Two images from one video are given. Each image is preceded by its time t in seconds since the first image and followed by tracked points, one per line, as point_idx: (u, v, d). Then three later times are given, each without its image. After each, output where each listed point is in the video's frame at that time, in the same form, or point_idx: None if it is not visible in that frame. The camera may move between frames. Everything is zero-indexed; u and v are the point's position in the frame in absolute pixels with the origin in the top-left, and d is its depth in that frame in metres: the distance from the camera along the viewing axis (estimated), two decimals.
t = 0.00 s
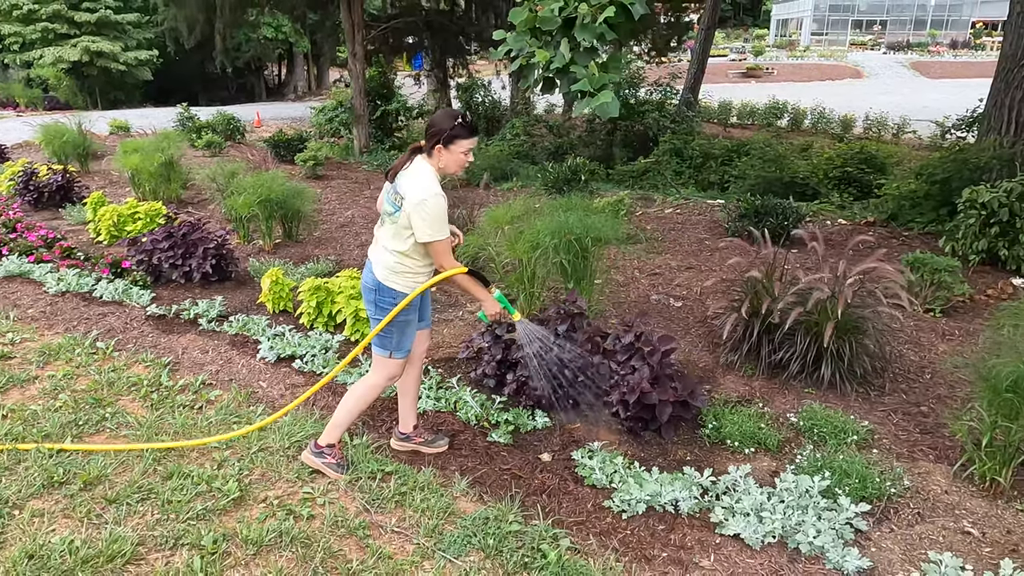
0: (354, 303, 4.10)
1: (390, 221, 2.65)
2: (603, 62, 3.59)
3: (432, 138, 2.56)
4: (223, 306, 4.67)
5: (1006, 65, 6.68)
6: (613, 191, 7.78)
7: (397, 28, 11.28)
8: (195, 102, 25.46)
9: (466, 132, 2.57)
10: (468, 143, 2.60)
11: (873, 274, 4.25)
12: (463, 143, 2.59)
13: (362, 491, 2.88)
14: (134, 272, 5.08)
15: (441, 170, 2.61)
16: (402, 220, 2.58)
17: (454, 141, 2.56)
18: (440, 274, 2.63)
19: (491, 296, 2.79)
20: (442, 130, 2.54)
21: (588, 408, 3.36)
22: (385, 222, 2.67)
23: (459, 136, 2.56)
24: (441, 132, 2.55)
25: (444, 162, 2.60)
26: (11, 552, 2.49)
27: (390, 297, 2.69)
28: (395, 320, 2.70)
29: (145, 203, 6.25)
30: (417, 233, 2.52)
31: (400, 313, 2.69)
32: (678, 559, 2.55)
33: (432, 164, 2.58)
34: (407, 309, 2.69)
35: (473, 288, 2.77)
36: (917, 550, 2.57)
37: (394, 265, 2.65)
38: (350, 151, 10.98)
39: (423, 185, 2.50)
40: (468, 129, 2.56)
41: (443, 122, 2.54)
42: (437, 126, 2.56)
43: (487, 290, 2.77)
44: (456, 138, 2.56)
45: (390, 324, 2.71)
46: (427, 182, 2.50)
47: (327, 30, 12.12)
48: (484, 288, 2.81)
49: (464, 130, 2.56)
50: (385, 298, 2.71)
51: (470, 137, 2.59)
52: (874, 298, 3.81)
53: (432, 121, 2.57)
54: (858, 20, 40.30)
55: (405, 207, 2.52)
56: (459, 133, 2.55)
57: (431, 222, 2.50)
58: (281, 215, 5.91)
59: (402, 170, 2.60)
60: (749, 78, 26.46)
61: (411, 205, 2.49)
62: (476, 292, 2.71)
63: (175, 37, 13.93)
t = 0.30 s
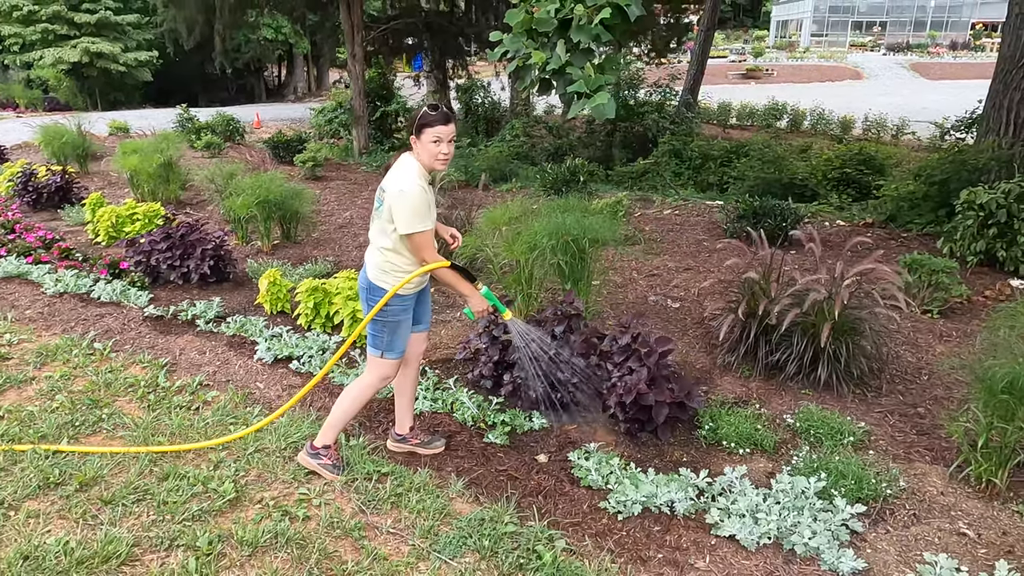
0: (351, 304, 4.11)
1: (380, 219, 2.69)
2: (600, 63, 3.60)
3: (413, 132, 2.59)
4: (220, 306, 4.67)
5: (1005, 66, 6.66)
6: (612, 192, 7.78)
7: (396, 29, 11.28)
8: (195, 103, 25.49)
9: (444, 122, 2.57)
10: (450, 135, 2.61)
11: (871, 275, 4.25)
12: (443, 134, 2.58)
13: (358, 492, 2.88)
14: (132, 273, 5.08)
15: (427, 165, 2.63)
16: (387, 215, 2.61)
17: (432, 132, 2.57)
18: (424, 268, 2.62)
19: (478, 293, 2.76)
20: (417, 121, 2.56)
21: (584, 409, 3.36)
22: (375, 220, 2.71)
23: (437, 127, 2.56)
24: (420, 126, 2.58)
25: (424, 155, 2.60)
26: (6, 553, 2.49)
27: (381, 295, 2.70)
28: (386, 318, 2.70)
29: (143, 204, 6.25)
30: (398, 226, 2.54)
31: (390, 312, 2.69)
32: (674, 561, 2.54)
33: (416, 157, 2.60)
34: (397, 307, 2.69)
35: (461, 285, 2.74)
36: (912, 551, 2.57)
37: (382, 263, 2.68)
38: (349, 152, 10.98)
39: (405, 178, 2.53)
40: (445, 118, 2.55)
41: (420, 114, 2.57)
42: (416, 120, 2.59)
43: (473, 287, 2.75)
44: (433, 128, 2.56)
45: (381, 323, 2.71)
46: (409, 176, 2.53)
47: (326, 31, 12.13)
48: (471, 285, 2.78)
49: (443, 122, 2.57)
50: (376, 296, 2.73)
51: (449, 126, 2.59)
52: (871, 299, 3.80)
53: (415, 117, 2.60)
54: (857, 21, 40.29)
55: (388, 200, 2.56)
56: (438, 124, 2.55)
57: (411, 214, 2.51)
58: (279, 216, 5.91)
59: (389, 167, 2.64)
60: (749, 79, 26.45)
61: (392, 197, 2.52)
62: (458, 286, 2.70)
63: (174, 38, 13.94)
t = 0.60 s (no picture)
0: (349, 306, 4.13)
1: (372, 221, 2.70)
2: (597, 65, 3.60)
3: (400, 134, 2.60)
4: (219, 308, 4.67)
5: (1004, 67, 6.65)
6: (611, 193, 7.78)
7: (395, 30, 11.28)
8: (195, 103, 25.50)
9: (429, 122, 2.57)
10: (438, 136, 2.60)
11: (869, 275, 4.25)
12: (428, 133, 2.58)
13: (355, 493, 2.88)
14: (130, 275, 5.08)
15: (417, 167, 2.63)
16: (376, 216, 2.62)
17: (417, 133, 2.57)
18: (413, 269, 2.61)
19: (469, 295, 2.73)
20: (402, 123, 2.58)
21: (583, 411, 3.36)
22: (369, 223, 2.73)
23: (423, 128, 2.57)
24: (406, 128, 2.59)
25: (413, 157, 2.60)
26: (3, 555, 2.49)
27: (374, 296, 2.71)
28: (379, 319, 2.70)
29: (142, 205, 6.25)
30: (385, 227, 2.55)
31: (384, 313, 2.69)
32: (671, 563, 2.54)
33: (405, 159, 2.61)
34: (389, 308, 2.68)
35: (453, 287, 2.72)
36: (910, 553, 2.56)
37: (374, 265, 2.68)
38: (349, 153, 10.98)
39: (392, 179, 2.54)
40: (429, 118, 2.56)
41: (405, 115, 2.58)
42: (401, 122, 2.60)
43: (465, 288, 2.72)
44: (418, 128, 2.56)
45: (374, 325, 2.71)
46: (397, 177, 2.54)
47: (326, 31, 12.12)
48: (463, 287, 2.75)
49: (429, 122, 2.57)
50: (369, 298, 2.73)
51: (434, 126, 2.58)
52: (870, 301, 3.80)
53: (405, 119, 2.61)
54: (857, 22, 40.24)
55: (377, 202, 2.57)
56: (424, 126, 2.56)
57: (397, 215, 2.51)
58: (278, 217, 5.91)
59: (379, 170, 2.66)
60: (749, 80, 26.43)
61: (380, 199, 2.53)
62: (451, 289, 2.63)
63: (173, 39, 13.94)
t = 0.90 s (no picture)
0: (348, 307, 4.12)
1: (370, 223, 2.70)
2: (597, 66, 3.60)
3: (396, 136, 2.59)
4: (218, 309, 4.66)
5: (1004, 68, 6.64)
6: (611, 194, 7.78)
7: (395, 30, 11.27)
8: (195, 104, 25.51)
9: (423, 122, 2.56)
10: (434, 136, 2.59)
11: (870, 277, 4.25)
12: (418, 131, 2.56)
13: (354, 496, 2.87)
14: (129, 276, 5.07)
15: (415, 170, 2.62)
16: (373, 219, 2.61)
17: (412, 135, 2.56)
18: (409, 272, 2.60)
19: (465, 298, 2.72)
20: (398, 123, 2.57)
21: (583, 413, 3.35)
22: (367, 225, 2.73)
23: (417, 129, 2.56)
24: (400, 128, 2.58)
25: (411, 160, 2.60)
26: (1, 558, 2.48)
27: (373, 299, 2.70)
28: (378, 321, 2.69)
29: (142, 206, 6.24)
30: (382, 229, 2.54)
31: (383, 315, 2.68)
32: (672, 565, 2.54)
33: (403, 162, 2.61)
34: (388, 310, 2.68)
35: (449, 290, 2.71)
36: (911, 556, 2.56)
37: (372, 266, 2.68)
38: (349, 153, 10.97)
39: (389, 181, 2.54)
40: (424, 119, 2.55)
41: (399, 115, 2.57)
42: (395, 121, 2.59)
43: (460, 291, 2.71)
44: (413, 130, 2.55)
45: (373, 327, 2.71)
46: (394, 179, 2.53)
47: (326, 32, 12.09)
48: (458, 290, 2.74)
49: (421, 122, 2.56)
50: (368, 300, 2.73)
51: (428, 126, 2.57)
52: (870, 302, 3.80)
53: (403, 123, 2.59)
54: (857, 23, 40.23)
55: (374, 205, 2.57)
56: (416, 126, 2.55)
57: (394, 217, 2.50)
58: (278, 218, 5.90)
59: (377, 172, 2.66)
60: (749, 80, 26.44)
61: (377, 202, 2.53)
62: (446, 292, 2.62)
63: (172, 40, 13.91)
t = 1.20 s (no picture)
0: (348, 307, 4.11)
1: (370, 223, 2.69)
2: (597, 66, 3.60)
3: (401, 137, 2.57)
4: (218, 309, 4.66)
5: (1004, 68, 6.64)
6: (611, 195, 7.77)
7: (395, 31, 11.26)
8: (194, 105, 25.52)
9: (431, 124, 2.53)
10: (439, 139, 2.57)
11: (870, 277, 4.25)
12: (428, 134, 2.53)
13: (354, 497, 2.86)
14: (129, 277, 5.07)
15: (416, 172, 2.61)
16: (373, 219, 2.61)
17: (417, 137, 2.54)
18: (409, 274, 2.59)
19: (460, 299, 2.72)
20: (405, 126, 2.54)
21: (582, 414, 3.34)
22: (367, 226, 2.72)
23: (424, 132, 2.54)
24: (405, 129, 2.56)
25: (413, 161, 2.59)
26: None
27: (373, 299, 2.69)
28: (379, 322, 2.68)
29: (141, 206, 6.23)
30: (383, 230, 2.53)
31: (383, 316, 2.67)
32: (673, 566, 2.53)
33: (404, 162, 2.59)
34: (389, 311, 2.67)
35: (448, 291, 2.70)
36: (913, 557, 2.55)
37: (372, 267, 2.67)
38: (348, 154, 10.97)
39: (390, 182, 2.53)
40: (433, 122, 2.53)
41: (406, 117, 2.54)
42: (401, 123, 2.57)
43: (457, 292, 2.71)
44: (419, 133, 2.53)
45: (374, 328, 2.70)
46: (395, 180, 2.52)
47: (326, 33, 12.09)
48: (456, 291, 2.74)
49: (428, 123, 2.53)
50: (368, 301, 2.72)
51: (436, 129, 2.54)
52: (870, 302, 3.79)
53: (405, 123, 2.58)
54: (856, 23, 40.24)
55: (375, 205, 2.56)
56: (422, 128, 2.52)
57: (395, 218, 2.49)
58: (278, 218, 5.90)
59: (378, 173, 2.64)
60: (748, 81, 26.45)
61: (378, 204, 2.52)
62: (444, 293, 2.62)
63: (173, 41, 13.89)
